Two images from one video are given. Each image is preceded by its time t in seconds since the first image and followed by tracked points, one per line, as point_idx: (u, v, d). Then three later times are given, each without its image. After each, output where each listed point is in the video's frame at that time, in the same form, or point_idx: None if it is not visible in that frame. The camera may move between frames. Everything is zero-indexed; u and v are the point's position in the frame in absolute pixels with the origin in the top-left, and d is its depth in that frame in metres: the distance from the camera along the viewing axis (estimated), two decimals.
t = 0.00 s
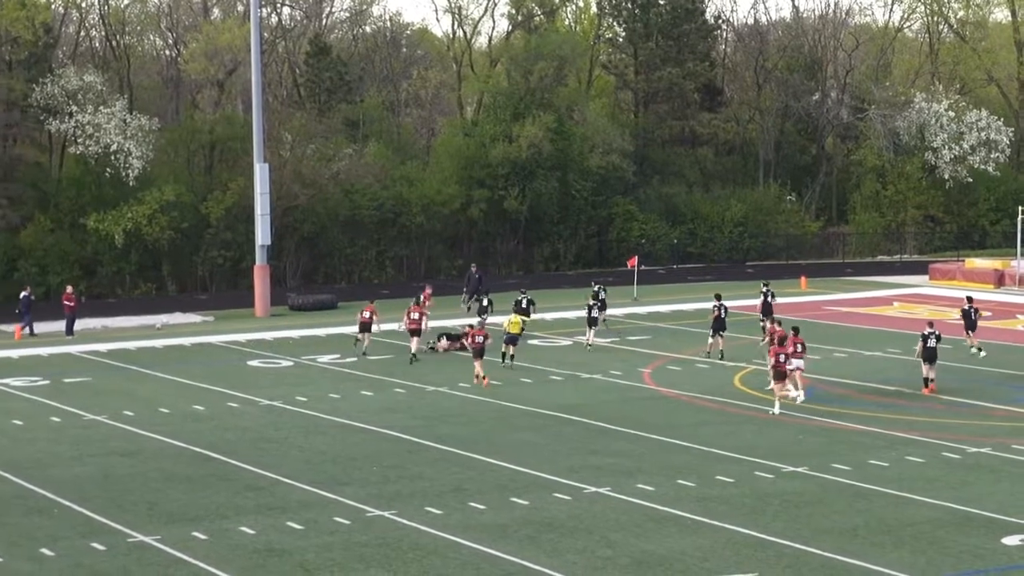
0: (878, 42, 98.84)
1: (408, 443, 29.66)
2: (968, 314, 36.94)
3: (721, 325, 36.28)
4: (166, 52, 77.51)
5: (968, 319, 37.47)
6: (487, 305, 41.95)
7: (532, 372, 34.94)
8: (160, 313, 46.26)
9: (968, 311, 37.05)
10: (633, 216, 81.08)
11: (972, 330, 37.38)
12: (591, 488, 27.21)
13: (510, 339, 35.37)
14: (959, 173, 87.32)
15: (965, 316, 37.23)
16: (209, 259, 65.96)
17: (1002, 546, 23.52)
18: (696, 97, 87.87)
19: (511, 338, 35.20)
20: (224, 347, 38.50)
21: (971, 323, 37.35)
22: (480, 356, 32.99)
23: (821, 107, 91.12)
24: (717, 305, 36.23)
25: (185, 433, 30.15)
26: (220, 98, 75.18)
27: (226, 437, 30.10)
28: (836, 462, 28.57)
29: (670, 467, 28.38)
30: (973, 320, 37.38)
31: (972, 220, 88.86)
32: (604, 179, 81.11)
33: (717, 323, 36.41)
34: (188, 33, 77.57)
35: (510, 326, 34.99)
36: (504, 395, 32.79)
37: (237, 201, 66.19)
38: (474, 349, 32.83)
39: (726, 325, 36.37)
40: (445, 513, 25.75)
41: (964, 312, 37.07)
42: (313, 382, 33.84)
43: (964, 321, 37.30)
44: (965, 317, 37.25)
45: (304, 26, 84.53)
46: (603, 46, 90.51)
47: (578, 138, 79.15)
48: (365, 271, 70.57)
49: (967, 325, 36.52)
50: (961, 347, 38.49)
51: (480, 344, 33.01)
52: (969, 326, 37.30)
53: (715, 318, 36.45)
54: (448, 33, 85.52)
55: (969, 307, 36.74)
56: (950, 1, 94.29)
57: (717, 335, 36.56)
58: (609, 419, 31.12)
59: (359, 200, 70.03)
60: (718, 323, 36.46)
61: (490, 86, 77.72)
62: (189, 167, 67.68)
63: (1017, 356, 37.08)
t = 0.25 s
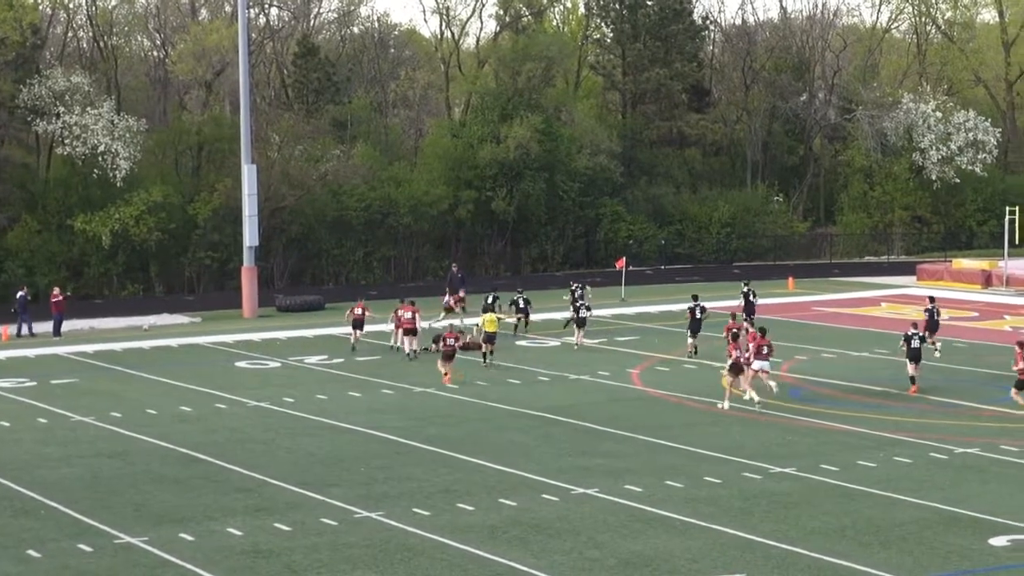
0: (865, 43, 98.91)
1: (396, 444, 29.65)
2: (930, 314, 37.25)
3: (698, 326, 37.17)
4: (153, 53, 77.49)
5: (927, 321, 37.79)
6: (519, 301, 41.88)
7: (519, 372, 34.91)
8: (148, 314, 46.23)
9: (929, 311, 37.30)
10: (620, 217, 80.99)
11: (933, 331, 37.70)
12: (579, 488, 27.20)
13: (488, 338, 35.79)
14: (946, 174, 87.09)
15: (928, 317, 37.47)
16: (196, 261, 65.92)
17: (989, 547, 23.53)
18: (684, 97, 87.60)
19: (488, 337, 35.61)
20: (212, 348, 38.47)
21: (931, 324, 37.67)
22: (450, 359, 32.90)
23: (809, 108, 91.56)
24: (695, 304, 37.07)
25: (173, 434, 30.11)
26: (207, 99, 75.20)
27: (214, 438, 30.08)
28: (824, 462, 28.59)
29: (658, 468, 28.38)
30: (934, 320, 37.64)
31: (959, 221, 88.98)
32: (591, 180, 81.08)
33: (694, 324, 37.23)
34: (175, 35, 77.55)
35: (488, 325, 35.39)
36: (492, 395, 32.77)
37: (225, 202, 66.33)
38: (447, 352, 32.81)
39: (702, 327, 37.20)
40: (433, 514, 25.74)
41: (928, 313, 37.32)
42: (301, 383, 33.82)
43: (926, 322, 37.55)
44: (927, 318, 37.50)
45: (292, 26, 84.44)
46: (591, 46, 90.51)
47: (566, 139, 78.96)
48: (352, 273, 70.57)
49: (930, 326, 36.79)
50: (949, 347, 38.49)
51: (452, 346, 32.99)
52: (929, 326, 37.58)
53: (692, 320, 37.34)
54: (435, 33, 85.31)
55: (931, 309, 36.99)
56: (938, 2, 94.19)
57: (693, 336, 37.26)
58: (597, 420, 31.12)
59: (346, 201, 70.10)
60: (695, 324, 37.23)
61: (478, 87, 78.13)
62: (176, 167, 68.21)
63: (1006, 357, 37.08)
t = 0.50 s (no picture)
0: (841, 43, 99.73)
1: (372, 445, 29.54)
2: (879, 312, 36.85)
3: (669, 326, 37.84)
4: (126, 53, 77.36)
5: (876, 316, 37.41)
6: (507, 300, 41.85)
7: (495, 373, 34.76)
8: (121, 316, 46.03)
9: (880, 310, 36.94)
10: (596, 217, 81.18)
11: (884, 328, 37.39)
12: (555, 490, 27.10)
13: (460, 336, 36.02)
14: (923, 174, 86.86)
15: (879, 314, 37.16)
16: (171, 261, 66.16)
17: (965, 547, 23.47)
18: (660, 98, 88.72)
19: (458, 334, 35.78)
20: (188, 350, 38.30)
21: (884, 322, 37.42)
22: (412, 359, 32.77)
23: (784, 107, 92.48)
24: (665, 303, 37.81)
25: (147, 436, 29.94)
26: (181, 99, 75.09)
27: (189, 440, 29.93)
28: (801, 463, 28.52)
29: (634, 470, 28.28)
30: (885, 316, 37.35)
31: (936, 222, 88.38)
32: (567, 180, 81.08)
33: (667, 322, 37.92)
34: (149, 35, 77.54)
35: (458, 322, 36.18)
36: (467, 396, 32.66)
37: (199, 202, 66.59)
38: (407, 352, 32.56)
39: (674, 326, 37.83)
40: (409, 516, 25.62)
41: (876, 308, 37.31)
42: (277, 385, 33.67)
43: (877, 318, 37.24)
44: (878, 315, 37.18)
45: (266, 26, 84.28)
46: (567, 45, 90.54)
47: (541, 140, 78.98)
48: (328, 274, 70.26)
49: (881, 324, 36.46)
50: (925, 347, 38.46)
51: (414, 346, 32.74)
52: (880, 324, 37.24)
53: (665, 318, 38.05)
54: (411, 33, 85.17)
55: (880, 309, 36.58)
56: (916, 2, 94.55)
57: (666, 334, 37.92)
58: (572, 421, 31.01)
59: (321, 201, 69.67)
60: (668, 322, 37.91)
61: (453, 87, 77.81)
62: (150, 168, 67.85)
63: (983, 356, 37.06)
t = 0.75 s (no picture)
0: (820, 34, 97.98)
1: (333, 454, 28.29)
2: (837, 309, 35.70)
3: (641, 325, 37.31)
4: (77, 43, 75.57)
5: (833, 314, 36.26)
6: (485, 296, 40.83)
7: (462, 377, 33.51)
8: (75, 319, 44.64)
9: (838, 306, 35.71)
10: (567, 215, 79.31)
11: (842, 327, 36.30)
12: (524, 499, 25.91)
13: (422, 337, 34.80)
14: (905, 170, 86.14)
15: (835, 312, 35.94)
16: (122, 262, 64.73)
17: (952, 558, 22.34)
18: (632, 91, 88.66)
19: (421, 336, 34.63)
20: (144, 354, 36.97)
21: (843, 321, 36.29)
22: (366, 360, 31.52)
23: (762, 101, 90.33)
24: (638, 300, 37.26)
25: (98, 445, 28.64)
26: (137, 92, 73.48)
27: (142, 448, 28.64)
28: (779, 471, 27.36)
29: (606, 478, 27.09)
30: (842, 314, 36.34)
31: (918, 220, 87.36)
32: (536, 177, 79.58)
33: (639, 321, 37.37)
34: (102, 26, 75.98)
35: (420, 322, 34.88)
36: (432, 401, 31.44)
37: (153, 200, 65.26)
38: (360, 353, 31.32)
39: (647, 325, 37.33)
40: (371, 527, 24.39)
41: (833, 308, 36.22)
42: (235, 390, 32.40)
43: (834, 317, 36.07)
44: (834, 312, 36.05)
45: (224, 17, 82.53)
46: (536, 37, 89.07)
47: (509, 134, 77.51)
48: (286, 273, 68.44)
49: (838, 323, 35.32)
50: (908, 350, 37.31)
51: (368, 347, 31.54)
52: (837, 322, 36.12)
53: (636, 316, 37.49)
54: (375, 24, 83.50)
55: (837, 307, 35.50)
56: None
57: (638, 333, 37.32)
58: (540, 427, 29.81)
59: (281, 199, 67.69)
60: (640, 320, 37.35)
61: (418, 80, 76.10)
62: (101, 165, 66.14)
63: (967, 359, 35.94)
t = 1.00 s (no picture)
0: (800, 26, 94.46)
1: (293, 463, 27.12)
2: (795, 311, 34.76)
3: (615, 323, 36.71)
4: (23, 34, 72.80)
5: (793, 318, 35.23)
6: (463, 292, 40.22)
7: (429, 382, 32.33)
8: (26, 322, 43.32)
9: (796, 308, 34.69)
10: (536, 214, 76.13)
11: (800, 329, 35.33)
12: (491, 509, 24.75)
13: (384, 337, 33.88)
14: (888, 167, 84.35)
15: (793, 313, 34.98)
16: (73, 263, 60.57)
17: (938, 570, 21.24)
18: (604, 85, 85.49)
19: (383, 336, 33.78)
20: (99, 359, 35.69)
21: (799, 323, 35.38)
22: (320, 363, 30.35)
23: (739, 95, 87.26)
24: (610, 298, 36.62)
25: (48, 454, 27.38)
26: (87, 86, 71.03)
27: (94, 457, 27.41)
28: (757, 479, 26.24)
29: (577, 488, 25.95)
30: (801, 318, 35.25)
31: (901, 218, 85.10)
32: (504, 174, 76.66)
33: (611, 319, 36.77)
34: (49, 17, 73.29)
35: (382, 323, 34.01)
36: (395, 407, 30.24)
37: (104, 199, 60.88)
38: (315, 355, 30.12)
39: (619, 323, 36.78)
40: (332, 538, 23.22)
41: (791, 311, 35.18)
42: (192, 396, 31.19)
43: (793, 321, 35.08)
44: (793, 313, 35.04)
45: (178, 8, 79.86)
46: (505, 28, 86.81)
47: (478, 129, 74.04)
48: (244, 276, 64.66)
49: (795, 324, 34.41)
50: (890, 353, 36.17)
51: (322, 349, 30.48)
52: (794, 324, 35.13)
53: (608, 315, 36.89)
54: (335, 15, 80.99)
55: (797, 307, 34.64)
56: None
57: (611, 332, 36.73)
58: (508, 434, 28.64)
59: (237, 197, 64.09)
60: (612, 320, 36.73)
61: (381, 74, 72.95)
62: (51, 162, 62.66)
63: (951, 362, 34.82)
